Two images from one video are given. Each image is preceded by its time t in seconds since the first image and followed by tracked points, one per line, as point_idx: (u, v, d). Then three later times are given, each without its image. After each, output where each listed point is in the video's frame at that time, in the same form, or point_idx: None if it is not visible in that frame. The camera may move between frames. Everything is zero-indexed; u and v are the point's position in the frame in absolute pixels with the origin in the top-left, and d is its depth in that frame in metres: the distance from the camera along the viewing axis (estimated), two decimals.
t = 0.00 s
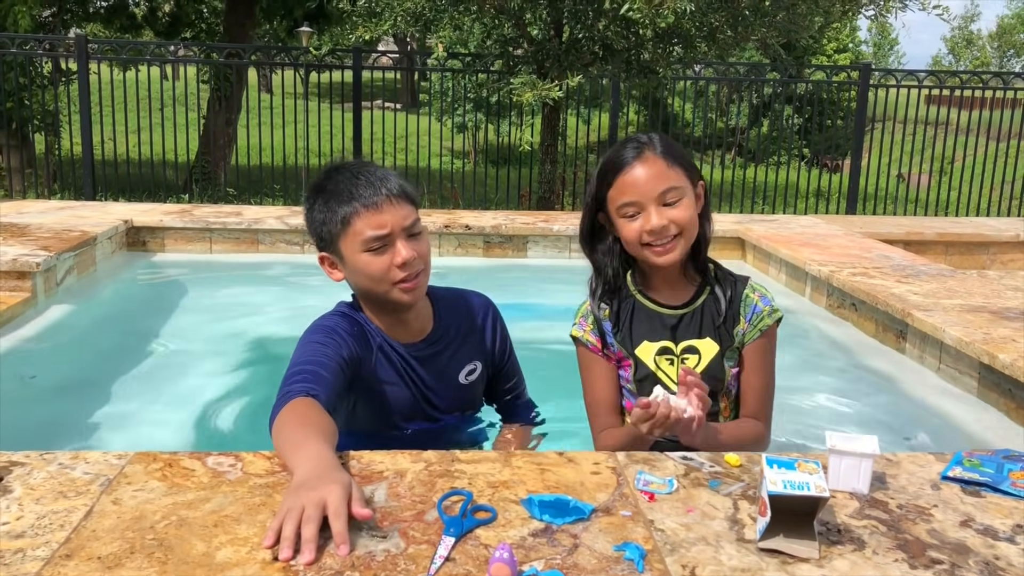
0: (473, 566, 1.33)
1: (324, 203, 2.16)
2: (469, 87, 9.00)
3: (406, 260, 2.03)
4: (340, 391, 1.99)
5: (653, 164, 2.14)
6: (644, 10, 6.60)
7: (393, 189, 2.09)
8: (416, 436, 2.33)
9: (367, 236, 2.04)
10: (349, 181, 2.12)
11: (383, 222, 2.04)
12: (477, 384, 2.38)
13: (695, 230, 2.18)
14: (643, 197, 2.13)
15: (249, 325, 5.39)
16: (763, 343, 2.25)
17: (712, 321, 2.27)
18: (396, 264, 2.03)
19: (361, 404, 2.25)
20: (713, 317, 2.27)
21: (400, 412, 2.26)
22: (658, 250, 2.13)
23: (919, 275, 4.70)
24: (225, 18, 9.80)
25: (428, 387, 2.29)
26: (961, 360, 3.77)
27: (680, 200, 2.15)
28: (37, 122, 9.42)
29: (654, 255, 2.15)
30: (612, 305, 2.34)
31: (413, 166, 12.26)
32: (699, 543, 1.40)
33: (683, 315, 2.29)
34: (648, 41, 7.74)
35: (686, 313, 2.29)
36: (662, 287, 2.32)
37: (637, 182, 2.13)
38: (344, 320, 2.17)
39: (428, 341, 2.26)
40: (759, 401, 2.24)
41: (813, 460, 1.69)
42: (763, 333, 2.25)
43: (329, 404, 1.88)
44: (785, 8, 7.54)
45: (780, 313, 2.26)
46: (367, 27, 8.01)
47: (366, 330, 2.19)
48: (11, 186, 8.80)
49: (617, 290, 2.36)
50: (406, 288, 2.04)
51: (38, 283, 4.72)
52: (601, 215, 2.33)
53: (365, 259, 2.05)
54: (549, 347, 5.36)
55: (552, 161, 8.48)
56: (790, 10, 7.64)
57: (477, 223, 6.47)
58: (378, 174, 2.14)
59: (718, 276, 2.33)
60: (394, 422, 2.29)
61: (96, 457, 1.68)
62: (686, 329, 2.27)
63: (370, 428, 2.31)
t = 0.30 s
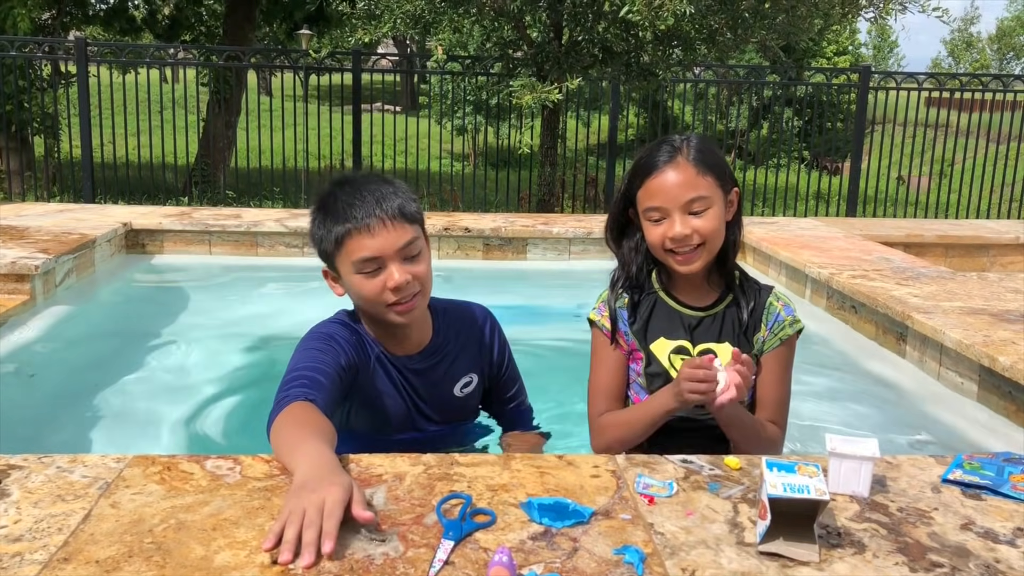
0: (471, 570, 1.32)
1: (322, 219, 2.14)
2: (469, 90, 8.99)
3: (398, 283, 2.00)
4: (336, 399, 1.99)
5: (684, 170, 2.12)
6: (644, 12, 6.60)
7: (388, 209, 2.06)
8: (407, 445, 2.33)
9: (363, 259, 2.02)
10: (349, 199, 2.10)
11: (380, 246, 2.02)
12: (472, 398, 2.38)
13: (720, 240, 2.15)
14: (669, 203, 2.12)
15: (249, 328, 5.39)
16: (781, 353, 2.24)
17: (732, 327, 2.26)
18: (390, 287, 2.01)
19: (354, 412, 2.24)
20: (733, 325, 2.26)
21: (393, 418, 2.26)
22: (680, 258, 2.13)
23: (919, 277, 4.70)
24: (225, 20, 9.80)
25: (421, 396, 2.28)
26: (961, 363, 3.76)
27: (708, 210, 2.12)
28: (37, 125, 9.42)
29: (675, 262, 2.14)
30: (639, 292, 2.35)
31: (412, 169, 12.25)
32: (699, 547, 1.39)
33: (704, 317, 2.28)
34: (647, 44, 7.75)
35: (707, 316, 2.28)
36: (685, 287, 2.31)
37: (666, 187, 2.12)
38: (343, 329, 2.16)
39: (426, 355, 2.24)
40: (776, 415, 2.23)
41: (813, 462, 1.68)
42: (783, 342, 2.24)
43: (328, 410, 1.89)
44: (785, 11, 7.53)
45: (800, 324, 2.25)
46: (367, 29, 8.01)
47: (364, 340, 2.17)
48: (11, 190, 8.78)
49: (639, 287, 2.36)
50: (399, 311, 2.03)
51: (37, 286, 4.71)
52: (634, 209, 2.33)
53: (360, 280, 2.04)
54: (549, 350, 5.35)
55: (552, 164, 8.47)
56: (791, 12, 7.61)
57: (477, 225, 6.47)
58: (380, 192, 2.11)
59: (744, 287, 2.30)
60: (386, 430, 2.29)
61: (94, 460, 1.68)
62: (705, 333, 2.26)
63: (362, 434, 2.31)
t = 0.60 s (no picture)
0: (471, 569, 1.32)
1: (361, 212, 2.16)
2: (468, 89, 8.98)
3: (426, 289, 2.00)
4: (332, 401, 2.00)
5: (702, 166, 2.12)
6: (643, 12, 6.60)
7: (432, 216, 2.07)
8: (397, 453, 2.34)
9: (393, 258, 2.02)
10: (392, 199, 2.13)
11: (409, 246, 2.02)
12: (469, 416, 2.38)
13: (734, 240, 2.14)
14: (684, 197, 2.13)
15: (248, 328, 5.39)
16: (792, 358, 2.23)
17: (744, 329, 2.25)
18: (416, 290, 2.01)
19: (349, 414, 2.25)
20: (745, 326, 2.25)
21: (383, 421, 2.26)
22: (694, 255, 2.13)
23: (918, 277, 4.70)
24: (223, 20, 9.79)
25: (417, 409, 2.28)
26: (961, 362, 3.77)
27: (722, 206, 2.12)
28: (35, 126, 9.41)
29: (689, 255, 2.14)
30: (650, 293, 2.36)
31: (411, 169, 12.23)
32: (698, 546, 1.39)
33: (716, 316, 2.27)
34: (646, 43, 7.77)
35: (720, 316, 2.27)
36: (701, 287, 2.30)
37: (686, 183, 2.12)
38: (348, 329, 2.18)
39: (429, 369, 2.25)
40: (783, 420, 2.20)
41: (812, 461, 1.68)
42: (794, 349, 2.22)
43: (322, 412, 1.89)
44: (784, 11, 7.52)
45: (814, 332, 2.23)
46: (365, 29, 8.06)
47: (369, 342, 2.19)
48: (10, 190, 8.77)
49: (655, 284, 2.37)
50: (421, 315, 2.02)
51: (36, 285, 4.71)
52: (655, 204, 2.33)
53: (386, 279, 2.04)
54: (548, 349, 5.35)
55: (550, 163, 8.45)
56: (790, 12, 7.61)
57: (476, 225, 6.47)
58: (424, 198, 2.13)
59: (760, 291, 2.29)
60: (377, 436, 2.30)
61: (93, 460, 1.68)
62: (714, 334, 2.26)
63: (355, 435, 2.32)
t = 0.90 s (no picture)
0: (470, 567, 1.33)
1: (347, 202, 2.18)
2: (467, 89, 8.98)
3: (411, 268, 2.01)
4: (332, 395, 2.00)
5: (706, 166, 2.13)
6: (641, 12, 6.61)
7: (414, 198, 2.09)
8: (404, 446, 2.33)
9: (377, 239, 2.03)
10: (373, 185, 2.14)
11: (395, 228, 2.03)
12: (473, 408, 2.38)
13: (737, 233, 2.15)
14: (689, 197, 2.13)
15: (248, 328, 5.39)
16: (799, 360, 2.25)
17: (752, 330, 2.26)
18: (402, 271, 2.01)
19: (352, 405, 2.25)
20: (755, 326, 2.27)
21: (387, 415, 2.25)
22: (701, 256, 2.13)
23: (916, 277, 4.70)
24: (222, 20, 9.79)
25: (422, 403, 2.28)
26: (959, 362, 3.79)
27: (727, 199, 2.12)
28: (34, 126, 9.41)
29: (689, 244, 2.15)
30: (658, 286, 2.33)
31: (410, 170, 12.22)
32: (696, 544, 1.40)
33: (724, 315, 2.27)
34: (646, 43, 7.74)
35: (728, 315, 2.27)
36: (708, 284, 2.30)
37: (687, 173, 2.13)
38: (346, 322, 2.19)
39: (433, 361, 2.25)
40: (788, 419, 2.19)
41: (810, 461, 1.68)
42: (802, 350, 2.24)
43: (321, 409, 1.89)
44: (782, 11, 7.52)
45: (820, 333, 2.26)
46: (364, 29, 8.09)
47: (368, 335, 2.19)
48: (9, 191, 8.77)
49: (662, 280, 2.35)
50: (410, 296, 2.01)
51: (35, 285, 4.71)
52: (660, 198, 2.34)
53: (372, 262, 2.05)
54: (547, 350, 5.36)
55: (549, 163, 8.45)
56: (788, 12, 7.62)
57: (475, 225, 6.47)
58: (408, 182, 2.15)
59: (766, 292, 2.31)
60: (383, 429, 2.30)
61: (93, 459, 1.68)
62: (723, 333, 2.25)
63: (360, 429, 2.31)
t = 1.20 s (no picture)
0: (470, 567, 1.33)
1: (343, 217, 2.19)
2: (467, 92, 8.98)
3: (413, 284, 2.01)
4: (337, 404, 2.01)
5: (713, 162, 2.14)
6: (641, 15, 6.62)
7: (411, 212, 2.10)
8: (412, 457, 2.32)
9: (378, 257, 2.04)
10: (368, 203, 2.14)
11: (395, 245, 2.04)
12: (479, 416, 2.37)
13: (736, 238, 2.16)
14: (693, 189, 2.14)
15: (248, 329, 5.40)
16: (800, 351, 2.33)
17: (755, 324, 2.28)
18: (403, 287, 2.02)
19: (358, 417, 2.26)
20: (757, 321, 2.29)
21: (393, 424, 2.25)
22: (699, 250, 2.15)
23: (916, 279, 4.71)
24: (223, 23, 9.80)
25: (426, 412, 2.27)
26: (958, 363, 3.79)
27: (731, 206, 2.13)
28: (35, 128, 9.43)
29: (694, 252, 2.16)
30: (655, 288, 2.33)
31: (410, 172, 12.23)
32: (695, 544, 1.41)
33: (726, 312, 2.28)
34: (646, 46, 7.79)
35: (729, 312, 2.29)
36: (704, 283, 2.31)
37: (689, 183, 2.14)
38: (349, 333, 2.20)
39: (435, 370, 2.25)
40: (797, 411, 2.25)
41: (808, 461, 1.69)
42: (804, 340, 2.32)
43: (325, 415, 1.90)
44: (782, 13, 7.52)
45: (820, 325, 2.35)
46: (365, 32, 7.97)
47: (371, 347, 2.21)
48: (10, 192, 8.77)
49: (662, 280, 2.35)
50: (411, 311, 2.01)
51: (37, 287, 4.72)
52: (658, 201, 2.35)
53: (374, 279, 2.05)
54: (547, 352, 5.36)
55: (549, 166, 8.44)
56: (788, 15, 7.59)
57: (475, 227, 6.49)
58: (405, 195, 2.16)
59: (761, 288, 2.35)
60: (390, 440, 2.30)
61: (95, 459, 1.69)
62: (728, 329, 2.27)
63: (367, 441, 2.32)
